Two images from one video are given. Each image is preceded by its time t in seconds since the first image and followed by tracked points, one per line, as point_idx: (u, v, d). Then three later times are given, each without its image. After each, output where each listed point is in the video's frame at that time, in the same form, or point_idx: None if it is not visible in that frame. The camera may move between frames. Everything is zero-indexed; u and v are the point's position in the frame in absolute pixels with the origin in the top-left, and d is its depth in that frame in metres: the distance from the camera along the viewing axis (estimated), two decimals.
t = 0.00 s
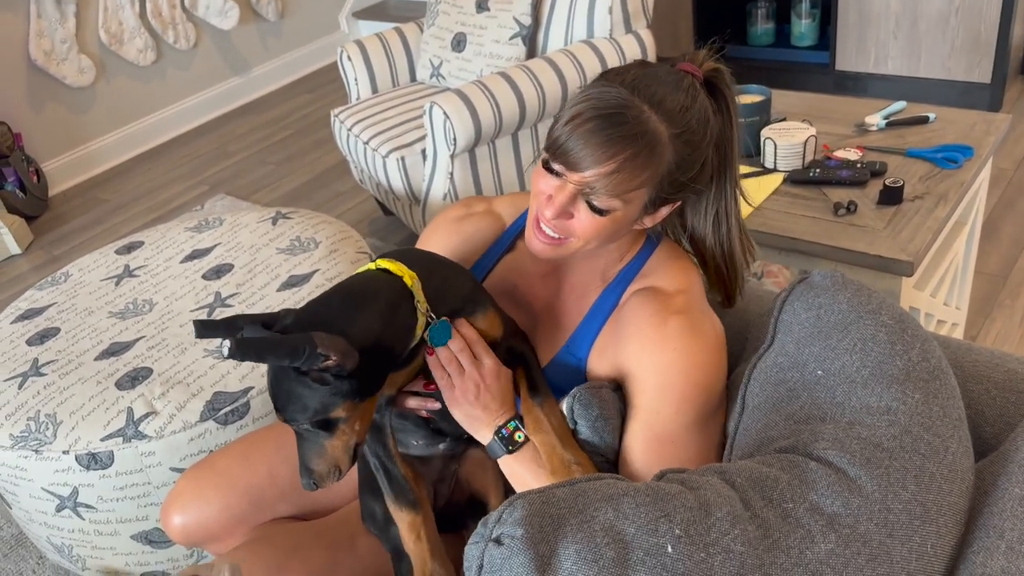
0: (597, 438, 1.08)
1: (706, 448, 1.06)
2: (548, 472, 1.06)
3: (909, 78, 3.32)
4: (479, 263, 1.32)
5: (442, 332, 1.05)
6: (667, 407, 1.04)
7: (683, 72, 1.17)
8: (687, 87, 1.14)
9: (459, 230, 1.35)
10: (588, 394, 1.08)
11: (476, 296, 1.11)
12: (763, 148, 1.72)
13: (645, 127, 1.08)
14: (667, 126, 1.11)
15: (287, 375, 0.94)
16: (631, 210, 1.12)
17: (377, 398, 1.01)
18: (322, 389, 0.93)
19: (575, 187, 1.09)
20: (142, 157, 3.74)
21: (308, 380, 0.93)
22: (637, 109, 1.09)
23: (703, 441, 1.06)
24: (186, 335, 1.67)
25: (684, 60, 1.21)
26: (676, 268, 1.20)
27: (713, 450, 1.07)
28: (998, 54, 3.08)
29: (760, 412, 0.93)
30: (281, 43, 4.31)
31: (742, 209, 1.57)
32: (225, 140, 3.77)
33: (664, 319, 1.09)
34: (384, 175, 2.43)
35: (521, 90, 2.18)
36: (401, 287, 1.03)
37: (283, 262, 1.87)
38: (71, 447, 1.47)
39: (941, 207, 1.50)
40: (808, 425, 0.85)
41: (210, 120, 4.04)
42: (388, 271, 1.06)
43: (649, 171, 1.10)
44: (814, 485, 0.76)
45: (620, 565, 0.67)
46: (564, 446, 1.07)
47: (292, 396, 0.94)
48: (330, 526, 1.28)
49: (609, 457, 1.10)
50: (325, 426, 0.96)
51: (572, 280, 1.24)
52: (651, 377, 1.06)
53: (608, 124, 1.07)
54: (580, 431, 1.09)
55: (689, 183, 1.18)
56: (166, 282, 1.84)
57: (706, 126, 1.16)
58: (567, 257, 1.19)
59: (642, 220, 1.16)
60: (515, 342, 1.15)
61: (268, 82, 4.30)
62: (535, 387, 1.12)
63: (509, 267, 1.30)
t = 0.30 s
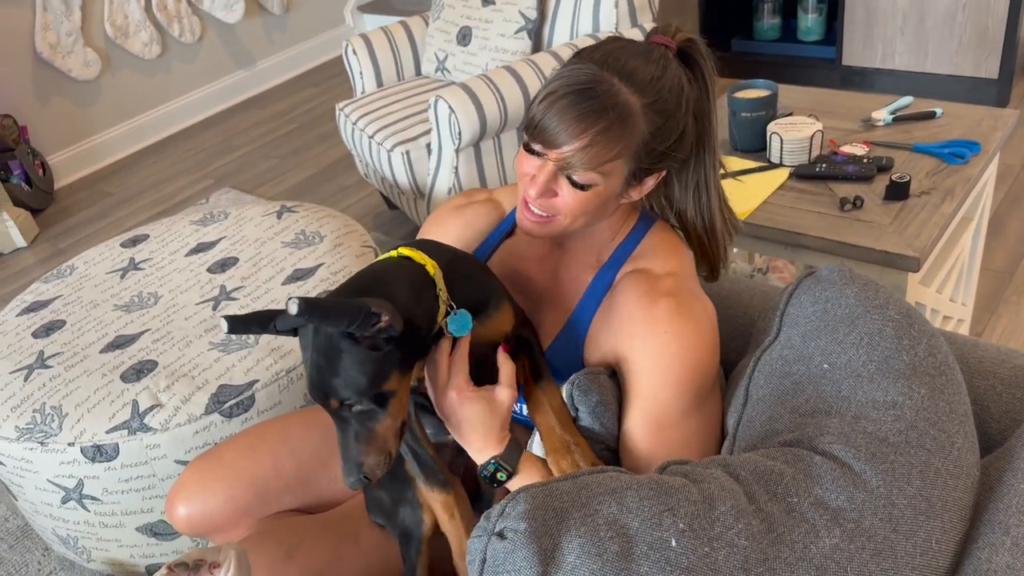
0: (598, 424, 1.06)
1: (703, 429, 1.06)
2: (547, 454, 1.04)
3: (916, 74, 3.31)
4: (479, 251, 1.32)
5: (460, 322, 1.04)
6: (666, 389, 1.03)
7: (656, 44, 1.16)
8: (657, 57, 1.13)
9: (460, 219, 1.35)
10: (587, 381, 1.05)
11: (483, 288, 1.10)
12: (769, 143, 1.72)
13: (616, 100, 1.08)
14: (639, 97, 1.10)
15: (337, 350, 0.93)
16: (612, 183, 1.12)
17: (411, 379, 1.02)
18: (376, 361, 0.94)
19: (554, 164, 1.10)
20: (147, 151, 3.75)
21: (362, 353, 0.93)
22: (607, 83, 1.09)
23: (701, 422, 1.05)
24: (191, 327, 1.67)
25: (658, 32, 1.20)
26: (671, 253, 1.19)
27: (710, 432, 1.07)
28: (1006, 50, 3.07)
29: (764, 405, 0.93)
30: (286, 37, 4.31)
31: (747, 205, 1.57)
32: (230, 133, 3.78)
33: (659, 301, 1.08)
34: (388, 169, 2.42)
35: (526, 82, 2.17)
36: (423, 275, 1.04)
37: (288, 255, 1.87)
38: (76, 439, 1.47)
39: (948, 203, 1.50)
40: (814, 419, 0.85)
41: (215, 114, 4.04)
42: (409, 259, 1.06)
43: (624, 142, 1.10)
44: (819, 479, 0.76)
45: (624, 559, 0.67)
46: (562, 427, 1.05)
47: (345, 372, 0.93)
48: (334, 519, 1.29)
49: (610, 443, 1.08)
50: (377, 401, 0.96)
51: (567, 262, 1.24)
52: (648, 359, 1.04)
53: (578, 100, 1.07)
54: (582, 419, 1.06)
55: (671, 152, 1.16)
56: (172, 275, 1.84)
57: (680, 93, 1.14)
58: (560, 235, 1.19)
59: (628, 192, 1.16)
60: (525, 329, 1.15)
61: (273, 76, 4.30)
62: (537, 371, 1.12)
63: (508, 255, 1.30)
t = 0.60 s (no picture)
0: (596, 417, 1.05)
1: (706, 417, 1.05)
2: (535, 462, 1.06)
3: (922, 69, 3.30)
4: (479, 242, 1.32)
5: (484, 336, 1.06)
6: (665, 376, 1.03)
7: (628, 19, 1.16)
8: (632, 31, 1.13)
9: (461, 212, 1.37)
10: (581, 373, 1.06)
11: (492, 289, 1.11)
12: (775, 139, 1.72)
13: (600, 79, 1.08)
14: (621, 72, 1.10)
15: (388, 369, 0.93)
16: (611, 162, 1.12)
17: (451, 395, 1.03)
18: (424, 373, 0.95)
19: (551, 152, 1.10)
20: (152, 146, 3.75)
21: (411, 368, 0.94)
22: (589, 63, 1.08)
23: (704, 412, 1.05)
24: (197, 322, 1.68)
25: (628, 6, 1.20)
26: (673, 240, 1.18)
27: (713, 416, 1.06)
28: (1013, 46, 3.05)
29: (769, 400, 0.93)
30: (292, 32, 4.31)
31: (750, 201, 1.56)
32: (235, 129, 3.78)
33: (655, 287, 1.07)
34: (393, 165, 2.42)
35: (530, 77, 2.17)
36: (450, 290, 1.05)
37: (293, 251, 1.87)
38: (82, 434, 1.47)
39: (954, 199, 1.49)
40: (819, 414, 0.85)
41: (220, 109, 4.04)
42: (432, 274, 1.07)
43: (618, 118, 1.09)
44: (824, 475, 0.76)
45: (628, 555, 0.67)
46: (553, 437, 1.07)
47: (399, 389, 0.93)
48: (339, 513, 1.29)
49: (611, 434, 1.07)
50: (431, 414, 0.97)
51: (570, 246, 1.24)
52: (648, 347, 1.04)
53: (565, 85, 1.07)
54: (580, 412, 1.06)
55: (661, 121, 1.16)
56: (177, 270, 1.85)
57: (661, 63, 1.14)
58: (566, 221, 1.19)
59: (629, 166, 1.16)
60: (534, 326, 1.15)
61: (278, 71, 4.30)
62: (537, 374, 1.13)
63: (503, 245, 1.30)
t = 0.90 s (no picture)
0: (601, 411, 1.06)
1: (712, 412, 1.04)
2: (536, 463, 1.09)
3: (927, 64, 3.28)
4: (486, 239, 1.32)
5: (459, 370, 1.02)
6: (672, 370, 1.03)
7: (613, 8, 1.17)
8: (611, 21, 1.15)
9: (468, 206, 1.36)
10: (590, 367, 1.06)
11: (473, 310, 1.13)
12: (780, 135, 1.71)
13: (580, 68, 1.09)
14: (601, 58, 1.11)
15: (396, 426, 0.86)
16: (605, 149, 1.11)
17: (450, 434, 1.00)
18: (428, 426, 0.88)
19: (544, 147, 1.10)
20: (157, 142, 3.76)
21: (418, 422, 0.87)
22: (568, 56, 1.10)
23: (710, 405, 1.04)
24: (202, 318, 1.68)
25: None
26: (681, 235, 1.17)
27: (718, 412, 1.05)
28: (1019, 42, 3.04)
29: (774, 395, 0.93)
30: (295, 28, 4.30)
31: (755, 197, 1.56)
32: (239, 125, 3.78)
33: (665, 284, 1.08)
34: (397, 161, 2.42)
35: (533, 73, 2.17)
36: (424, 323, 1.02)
37: (298, 247, 1.87)
38: (87, 429, 1.48)
39: (960, 195, 1.49)
40: (824, 410, 0.85)
41: (224, 106, 4.05)
42: (405, 310, 1.03)
43: (604, 103, 1.09)
44: (830, 471, 0.76)
45: (633, 551, 0.67)
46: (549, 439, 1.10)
47: (412, 445, 0.87)
48: (344, 509, 1.29)
49: (614, 429, 1.08)
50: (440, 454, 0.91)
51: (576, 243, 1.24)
52: (655, 342, 1.04)
53: (546, 81, 1.08)
54: (584, 405, 1.06)
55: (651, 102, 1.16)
56: (182, 266, 1.85)
57: (645, 47, 1.15)
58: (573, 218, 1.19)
59: (628, 153, 1.15)
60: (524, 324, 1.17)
61: (282, 67, 4.30)
62: (526, 379, 1.16)
63: (504, 248, 1.31)
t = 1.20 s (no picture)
0: (604, 407, 1.06)
1: (718, 407, 1.05)
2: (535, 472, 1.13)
3: (932, 59, 3.27)
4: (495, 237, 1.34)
5: (429, 407, 1.05)
6: (679, 369, 1.03)
7: None
8: (579, 9, 1.14)
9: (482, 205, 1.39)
10: (593, 363, 1.05)
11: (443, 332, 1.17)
12: (783, 130, 1.71)
13: (536, 61, 1.11)
14: (558, 49, 1.11)
15: (401, 473, 0.87)
16: (578, 139, 1.11)
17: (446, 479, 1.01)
18: (428, 470, 0.89)
19: (519, 142, 1.13)
20: (160, 138, 3.76)
21: (419, 467, 0.88)
22: (533, 51, 1.12)
23: (715, 400, 1.05)
24: (206, 314, 1.68)
25: None
26: (688, 228, 1.16)
27: (724, 407, 1.06)
28: None
29: (779, 390, 0.93)
30: (298, 24, 4.30)
31: (759, 192, 1.56)
32: (242, 121, 3.78)
33: (672, 279, 1.07)
34: (400, 157, 2.42)
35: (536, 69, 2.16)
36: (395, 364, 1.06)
37: (302, 242, 1.87)
38: (92, 425, 1.48)
39: (964, 190, 1.48)
40: (829, 404, 0.85)
41: (227, 102, 4.05)
42: (370, 352, 1.06)
43: (563, 91, 1.10)
44: (835, 466, 0.76)
45: (639, 546, 0.67)
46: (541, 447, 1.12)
47: (417, 488, 0.88)
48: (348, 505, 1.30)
49: (617, 424, 1.08)
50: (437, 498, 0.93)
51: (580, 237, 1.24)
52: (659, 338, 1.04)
53: (506, 78, 1.13)
54: (587, 402, 1.06)
55: (626, 85, 1.13)
56: (186, 262, 1.85)
57: (615, 29, 1.12)
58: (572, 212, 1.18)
59: (609, 140, 1.13)
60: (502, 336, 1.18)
61: (285, 63, 4.30)
62: (508, 395, 1.18)
63: (506, 250, 1.33)
